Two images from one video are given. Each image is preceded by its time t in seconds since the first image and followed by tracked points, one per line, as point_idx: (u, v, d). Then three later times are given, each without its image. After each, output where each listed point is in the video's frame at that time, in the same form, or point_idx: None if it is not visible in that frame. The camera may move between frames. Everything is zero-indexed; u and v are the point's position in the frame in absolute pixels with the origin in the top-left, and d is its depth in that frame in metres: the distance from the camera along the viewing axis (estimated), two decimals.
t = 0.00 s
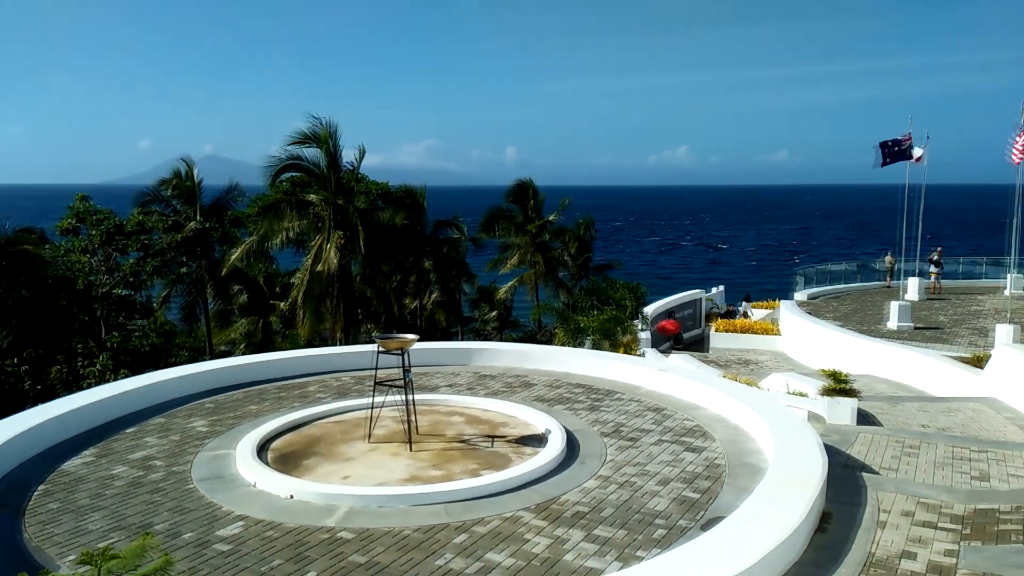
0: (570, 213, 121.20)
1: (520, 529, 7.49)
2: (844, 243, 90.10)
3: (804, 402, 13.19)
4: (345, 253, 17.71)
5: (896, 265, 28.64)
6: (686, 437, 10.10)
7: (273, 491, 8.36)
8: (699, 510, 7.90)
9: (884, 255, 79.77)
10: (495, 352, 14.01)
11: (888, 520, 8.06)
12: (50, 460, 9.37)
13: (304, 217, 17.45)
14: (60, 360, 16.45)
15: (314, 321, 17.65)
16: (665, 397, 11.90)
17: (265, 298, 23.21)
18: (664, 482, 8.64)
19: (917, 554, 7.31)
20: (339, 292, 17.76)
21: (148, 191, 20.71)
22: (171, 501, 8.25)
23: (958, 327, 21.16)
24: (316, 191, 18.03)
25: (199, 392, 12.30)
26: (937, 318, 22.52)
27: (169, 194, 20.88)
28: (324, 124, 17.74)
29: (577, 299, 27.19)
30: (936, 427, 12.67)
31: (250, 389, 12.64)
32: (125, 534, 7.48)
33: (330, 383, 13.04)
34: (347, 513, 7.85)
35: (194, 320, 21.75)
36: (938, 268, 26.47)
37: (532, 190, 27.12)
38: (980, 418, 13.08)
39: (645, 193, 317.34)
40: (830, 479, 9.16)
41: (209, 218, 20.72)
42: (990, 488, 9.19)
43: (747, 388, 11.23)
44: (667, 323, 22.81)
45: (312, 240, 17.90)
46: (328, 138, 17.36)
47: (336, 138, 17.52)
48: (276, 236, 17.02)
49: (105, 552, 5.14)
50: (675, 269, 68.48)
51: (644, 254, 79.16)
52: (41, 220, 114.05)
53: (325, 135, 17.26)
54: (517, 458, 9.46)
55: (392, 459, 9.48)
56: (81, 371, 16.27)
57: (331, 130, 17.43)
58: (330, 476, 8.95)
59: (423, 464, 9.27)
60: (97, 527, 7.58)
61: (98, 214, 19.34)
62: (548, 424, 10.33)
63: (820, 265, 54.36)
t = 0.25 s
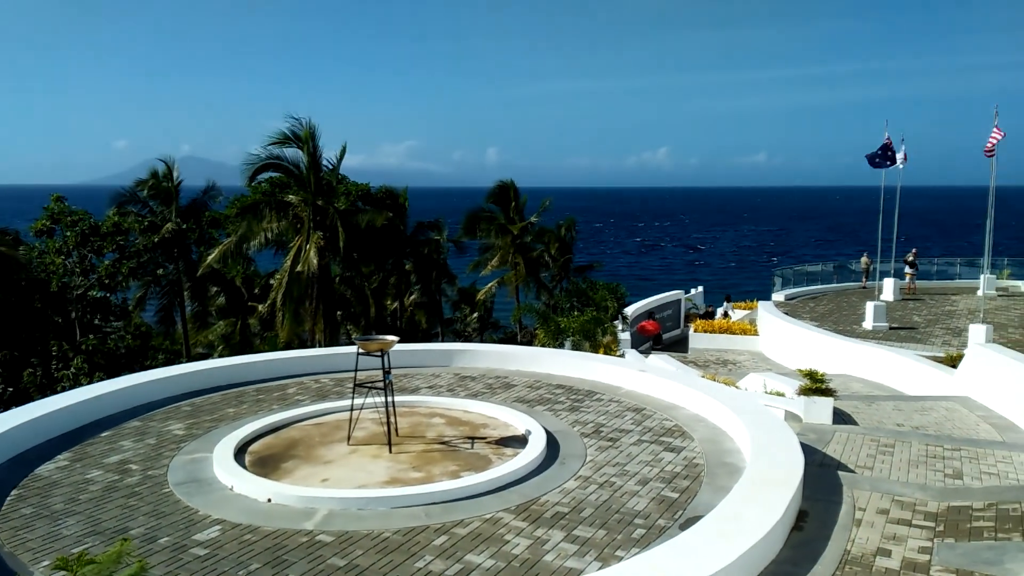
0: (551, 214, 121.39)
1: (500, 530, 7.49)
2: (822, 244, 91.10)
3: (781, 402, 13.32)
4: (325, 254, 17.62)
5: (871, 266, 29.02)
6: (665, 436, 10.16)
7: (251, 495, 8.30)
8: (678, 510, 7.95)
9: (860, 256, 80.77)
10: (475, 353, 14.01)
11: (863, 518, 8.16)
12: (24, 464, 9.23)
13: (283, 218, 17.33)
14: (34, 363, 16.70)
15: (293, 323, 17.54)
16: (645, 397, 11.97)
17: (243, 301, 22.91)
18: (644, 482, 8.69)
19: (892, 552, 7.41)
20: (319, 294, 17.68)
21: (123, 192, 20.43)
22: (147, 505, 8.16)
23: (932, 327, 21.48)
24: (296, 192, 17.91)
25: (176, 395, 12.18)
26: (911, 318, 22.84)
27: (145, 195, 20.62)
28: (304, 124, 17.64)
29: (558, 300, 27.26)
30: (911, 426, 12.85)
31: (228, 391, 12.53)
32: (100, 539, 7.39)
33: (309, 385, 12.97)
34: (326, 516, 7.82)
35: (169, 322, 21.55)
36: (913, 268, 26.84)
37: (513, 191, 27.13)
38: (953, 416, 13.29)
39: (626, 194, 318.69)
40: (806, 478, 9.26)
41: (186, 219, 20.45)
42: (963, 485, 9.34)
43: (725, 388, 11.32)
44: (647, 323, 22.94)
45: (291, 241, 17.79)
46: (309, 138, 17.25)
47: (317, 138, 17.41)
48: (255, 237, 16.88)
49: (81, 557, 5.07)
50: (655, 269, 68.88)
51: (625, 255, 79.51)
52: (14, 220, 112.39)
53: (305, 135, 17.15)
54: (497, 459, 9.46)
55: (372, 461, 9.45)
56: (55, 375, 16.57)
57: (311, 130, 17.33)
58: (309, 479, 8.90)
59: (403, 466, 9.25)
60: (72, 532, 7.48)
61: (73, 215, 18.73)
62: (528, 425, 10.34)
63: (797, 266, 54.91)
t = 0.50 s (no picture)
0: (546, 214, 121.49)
1: (494, 531, 7.49)
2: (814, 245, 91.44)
3: (774, 402, 13.35)
4: (318, 254, 17.58)
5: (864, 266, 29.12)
6: (659, 437, 10.17)
7: (245, 496, 8.28)
8: (672, 510, 7.97)
9: (852, 256, 81.13)
10: (469, 353, 14.01)
11: (856, 518, 8.19)
12: (16, 465, 9.19)
13: (276, 218, 17.29)
14: (26, 365, 16.79)
15: (286, 323, 17.49)
16: (639, 397, 11.98)
17: (236, 301, 22.76)
18: (638, 482, 8.70)
19: (884, 551, 7.44)
20: (313, 294, 17.65)
21: (116, 191, 20.39)
22: (140, 506, 8.14)
23: (925, 327, 21.58)
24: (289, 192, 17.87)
25: (169, 395, 12.14)
26: (904, 318, 22.93)
27: (137, 195, 20.58)
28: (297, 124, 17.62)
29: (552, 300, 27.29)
30: (903, 426, 12.90)
31: (222, 392, 12.50)
32: (93, 540, 7.36)
33: (302, 386, 12.94)
34: (320, 517, 7.80)
35: (162, 322, 21.41)
36: (905, 269, 26.96)
37: (507, 191, 27.13)
38: (945, 416, 13.35)
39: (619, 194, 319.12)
40: (799, 478, 9.29)
41: (178, 219, 20.41)
42: (955, 485, 9.38)
43: (719, 388, 11.34)
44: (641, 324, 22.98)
45: (285, 241, 17.74)
46: (303, 137, 17.22)
47: (310, 137, 17.39)
48: (248, 237, 16.82)
49: (73, 558, 5.04)
50: (649, 269, 68.98)
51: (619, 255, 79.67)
52: (4, 220, 111.77)
53: (299, 134, 17.14)
54: (491, 459, 9.46)
55: (366, 462, 9.44)
56: (47, 375, 16.73)
57: (305, 129, 17.31)
58: (302, 480, 8.88)
59: (397, 467, 9.24)
60: (64, 534, 7.45)
61: (65, 215, 18.71)
62: (522, 425, 10.34)
63: (791, 265, 55.05)
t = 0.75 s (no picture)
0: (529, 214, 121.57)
1: (479, 531, 7.49)
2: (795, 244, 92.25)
3: (757, 400, 13.45)
4: (300, 255, 17.51)
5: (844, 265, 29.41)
6: (643, 435, 10.21)
7: (228, 498, 8.22)
8: (656, 508, 8.01)
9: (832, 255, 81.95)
10: (453, 353, 13.99)
11: (838, 515, 8.27)
12: None
13: (258, 219, 17.18)
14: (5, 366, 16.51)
15: (268, 325, 17.39)
16: (623, 396, 12.02)
17: (218, 303, 22.61)
18: (622, 481, 8.73)
19: (866, 547, 7.52)
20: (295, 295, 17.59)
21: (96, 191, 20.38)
22: (122, 509, 8.05)
23: (904, 325, 21.83)
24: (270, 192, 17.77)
25: (150, 398, 12.02)
26: (883, 317, 23.18)
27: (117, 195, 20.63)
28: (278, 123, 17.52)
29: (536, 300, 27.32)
30: (883, 423, 13.04)
31: (204, 394, 12.40)
32: (74, 544, 7.28)
33: (285, 387, 12.86)
34: (304, 519, 7.76)
35: (143, 325, 21.16)
36: (885, 268, 27.26)
37: (490, 191, 27.12)
38: (925, 413, 13.51)
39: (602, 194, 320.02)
40: (782, 475, 9.36)
41: (158, 220, 20.54)
42: (935, 481, 9.51)
43: (702, 387, 11.41)
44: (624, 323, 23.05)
45: (266, 242, 17.63)
46: (284, 137, 17.14)
47: (291, 137, 17.30)
48: (229, 238, 16.72)
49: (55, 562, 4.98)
50: (632, 269, 69.26)
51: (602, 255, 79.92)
52: None
53: (280, 133, 17.05)
54: (476, 459, 9.45)
55: (350, 463, 9.40)
56: (28, 376, 16.49)
57: (286, 128, 17.22)
58: (286, 482, 8.83)
59: (381, 468, 9.21)
60: (44, 538, 7.36)
61: (43, 215, 18.26)
62: (507, 425, 10.34)
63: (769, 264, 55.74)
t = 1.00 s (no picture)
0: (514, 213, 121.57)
1: (463, 531, 7.49)
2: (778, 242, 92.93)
3: (739, 398, 13.53)
4: (281, 256, 17.42)
5: (825, 263, 29.67)
6: (626, 434, 10.25)
7: (210, 500, 8.16)
8: (639, 506, 8.04)
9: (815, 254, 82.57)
10: (437, 353, 13.97)
11: (819, 511, 8.34)
12: None
13: (240, 218, 17.06)
14: None
15: (250, 325, 17.30)
16: (607, 395, 12.05)
17: (200, 304, 22.43)
18: (606, 479, 8.76)
19: (846, 543, 7.59)
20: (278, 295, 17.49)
21: (75, 190, 20.15)
22: (102, 512, 7.98)
23: (884, 322, 22.05)
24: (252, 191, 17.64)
25: (130, 399, 11.91)
26: (864, 314, 23.40)
27: (98, 194, 20.42)
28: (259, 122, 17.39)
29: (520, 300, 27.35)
30: (864, 420, 13.16)
31: (185, 395, 12.31)
32: (53, 547, 7.20)
33: (268, 388, 12.79)
34: (287, 520, 7.73)
35: (123, 326, 21.03)
36: (865, 266, 27.52)
37: (475, 190, 27.09)
38: (905, 410, 13.66)
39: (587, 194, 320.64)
40: (764, 472, 9.42)
41: (139, 219, 20.32)
42: (914, 477, 9.61)
43: (685, 385, 11.46)
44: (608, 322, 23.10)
45: (248, 242, 17.51)
46: (265, 135, 17.00)
47: (273, 135, 17.17)
48: (210, 238, 16.61)
49: (33, 566, 4.92)
50: (617, 268, 69.47)
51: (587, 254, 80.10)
52: None
53: (260, 132, 16.91)
54: (460, 459, 9.45)
55: (333, 464, 9.37)
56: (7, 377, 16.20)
57: (267, 127, 17.09)
58: (269, 483, 8.79)
59: (365, 468, 9.18)
60: (23, 542, 7.28)
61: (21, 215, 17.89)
62: (491, 425, 10.35)
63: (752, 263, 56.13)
